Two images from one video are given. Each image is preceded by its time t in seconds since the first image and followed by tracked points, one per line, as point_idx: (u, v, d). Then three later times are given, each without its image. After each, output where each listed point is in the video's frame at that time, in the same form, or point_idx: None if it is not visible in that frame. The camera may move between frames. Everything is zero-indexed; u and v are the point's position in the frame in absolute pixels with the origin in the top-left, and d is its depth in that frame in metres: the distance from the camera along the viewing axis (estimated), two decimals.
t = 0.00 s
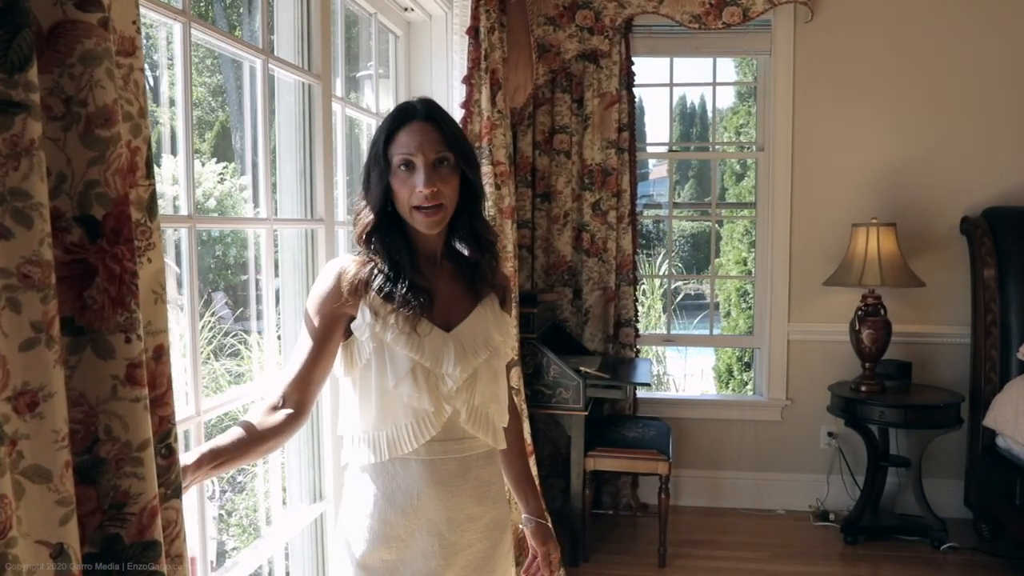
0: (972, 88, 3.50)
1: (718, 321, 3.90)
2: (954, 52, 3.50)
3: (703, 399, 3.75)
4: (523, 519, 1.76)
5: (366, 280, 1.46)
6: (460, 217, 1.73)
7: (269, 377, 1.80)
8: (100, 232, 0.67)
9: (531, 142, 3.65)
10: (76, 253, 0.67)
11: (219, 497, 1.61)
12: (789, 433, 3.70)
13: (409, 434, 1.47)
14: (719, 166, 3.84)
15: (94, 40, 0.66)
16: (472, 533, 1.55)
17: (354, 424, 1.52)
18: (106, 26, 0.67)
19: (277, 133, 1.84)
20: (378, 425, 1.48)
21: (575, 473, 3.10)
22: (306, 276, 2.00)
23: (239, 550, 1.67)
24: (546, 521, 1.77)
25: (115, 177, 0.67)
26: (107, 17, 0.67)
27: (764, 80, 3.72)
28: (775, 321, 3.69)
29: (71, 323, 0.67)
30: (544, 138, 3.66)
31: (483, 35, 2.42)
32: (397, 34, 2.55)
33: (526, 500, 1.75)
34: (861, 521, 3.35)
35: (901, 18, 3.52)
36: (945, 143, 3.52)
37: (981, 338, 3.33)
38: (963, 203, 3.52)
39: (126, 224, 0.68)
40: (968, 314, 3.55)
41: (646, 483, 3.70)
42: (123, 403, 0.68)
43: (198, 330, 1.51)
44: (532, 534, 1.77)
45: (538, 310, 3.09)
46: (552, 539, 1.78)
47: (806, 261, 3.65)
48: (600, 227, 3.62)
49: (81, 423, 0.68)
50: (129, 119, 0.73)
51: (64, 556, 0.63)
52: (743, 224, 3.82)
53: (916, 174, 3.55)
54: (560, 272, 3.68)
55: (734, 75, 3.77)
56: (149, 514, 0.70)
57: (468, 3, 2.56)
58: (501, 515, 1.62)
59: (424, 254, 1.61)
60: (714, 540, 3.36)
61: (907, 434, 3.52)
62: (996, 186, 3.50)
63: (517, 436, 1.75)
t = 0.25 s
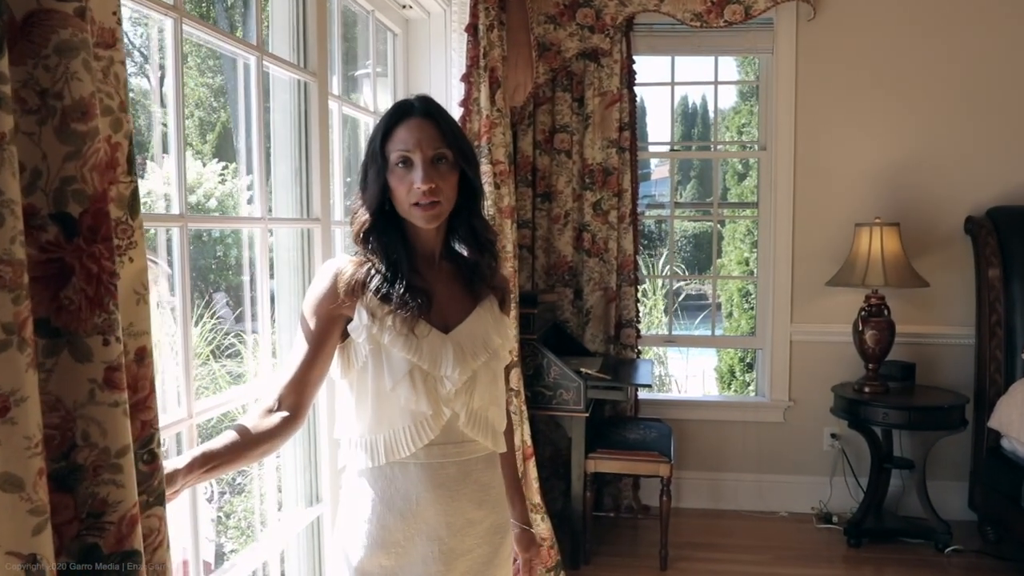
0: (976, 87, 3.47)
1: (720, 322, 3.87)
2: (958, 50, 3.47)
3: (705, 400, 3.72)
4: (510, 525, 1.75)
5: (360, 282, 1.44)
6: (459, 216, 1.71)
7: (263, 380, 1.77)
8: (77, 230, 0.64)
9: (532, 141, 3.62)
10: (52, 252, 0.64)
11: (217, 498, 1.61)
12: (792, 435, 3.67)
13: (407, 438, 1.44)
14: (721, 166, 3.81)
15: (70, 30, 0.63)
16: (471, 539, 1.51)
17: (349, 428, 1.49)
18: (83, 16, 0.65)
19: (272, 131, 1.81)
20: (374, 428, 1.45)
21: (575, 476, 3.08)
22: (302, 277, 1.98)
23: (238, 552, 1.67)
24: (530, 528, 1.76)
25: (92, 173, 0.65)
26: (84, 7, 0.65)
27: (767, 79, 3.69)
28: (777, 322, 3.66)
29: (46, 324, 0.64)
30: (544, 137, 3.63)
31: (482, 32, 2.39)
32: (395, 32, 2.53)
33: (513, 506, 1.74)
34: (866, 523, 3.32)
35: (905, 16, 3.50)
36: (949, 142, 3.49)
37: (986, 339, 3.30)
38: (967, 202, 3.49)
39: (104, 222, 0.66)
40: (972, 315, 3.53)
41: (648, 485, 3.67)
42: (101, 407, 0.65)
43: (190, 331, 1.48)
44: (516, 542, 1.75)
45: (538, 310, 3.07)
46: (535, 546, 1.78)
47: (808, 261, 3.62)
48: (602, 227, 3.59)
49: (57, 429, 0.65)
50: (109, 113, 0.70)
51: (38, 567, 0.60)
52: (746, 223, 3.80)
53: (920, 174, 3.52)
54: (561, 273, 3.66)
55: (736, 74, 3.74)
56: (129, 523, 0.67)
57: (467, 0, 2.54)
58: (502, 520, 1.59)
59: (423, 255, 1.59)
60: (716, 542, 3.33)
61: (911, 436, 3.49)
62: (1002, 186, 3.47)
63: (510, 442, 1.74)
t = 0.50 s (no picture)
0: (979, 87, 3.45)
1: (721, 323, 3.85)
2: (960, 50, 3.45)
3: (706, 402, 3.71)
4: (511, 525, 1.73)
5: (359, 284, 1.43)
6: (459, 217, 1.69)
7: (259, 383, 1.76)
8: (60, 233, 0.63)
9: (532, 142, 3.61)
10: (35, 255, 0.63)
11: (217, 500, 1.62)
12: (793, 437, 3.66)
13: (403, 441, 1.43)
14: (722, 167, 3.80)
15: (53, 30, 0.62)
16: (468, 543, 1.49)
17: (345, 431, 1.47)
18: (65, 16, 0.64)
19: (268, 132, 1.80)
20: (368, 431, 1.44)
21: (575, 478, 3.06)
22: (300, 279, 1.97)
23: (237, 554, 1.68)
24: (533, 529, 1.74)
25: (76, 175, 0.64)
26: (67, 6, 0.64)
27: (768, 79, 3.68)
28: (779, 323, 3.64)
29: (29, 329, 0.63)
30: (544, 138, 3.62)
31: (481, 33, 2.38)
32: (394, 32, 2.52)
33: (516, 507, 1.71)
34: (867, 526, 3.30)
35: (907, 16, 3.48)
36: (952, 143, 3.48)
37: (988, 341, 3.28)
38: (969, 204, 3.48)
39: (87, 225, 0.64)
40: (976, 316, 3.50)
41: (648, 488, 3.66)
42: (85, 414, 0.64)
43: (186, 334, 1.47)
44: (519, 542, 1.73)
45: (538, 312, 3.06)
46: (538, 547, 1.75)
47: (810, 262, 3.61)
48: (602, 228, 3.58)
49: (40, 435, 0.64)
50: (93, 114, 0.69)
51: None
52: (747, 224, 3.78)
53: (922, 175, 3.50)
54: (561, 274, 3.64)
55: (737, 75, 3.73)
56: (112, 531, 0.66)
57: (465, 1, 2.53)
58: (498, 524, 1.57)
59: (422, 257, 1.58)
60: (717, 545, 3.31)
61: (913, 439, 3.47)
62: (1004, 187, 3.45)
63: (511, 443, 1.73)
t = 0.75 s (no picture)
0: (979, 88, 3.44)
1: (722, 324, 3.85)
2: (960, 52, 3.44)
3: (705, 404, 3.70)
4: (526, 525, 1.69)
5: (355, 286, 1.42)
6: (456, 221, 1.69)
7: (257, 387, 1.76)
8: (47, 244, 0.63)
9: (532, 144, 3.60)
10: (21, 266, 0.63)
11: (217, 502, 1.63)
12: (793, 439, 3.65)
13: (398, 443, 1.43)
14: (723, 168, 3.79)
15: (39, 40, 0.62)
16: (463, 546, 1.49)
17: (340, 433, 1.47)
18: (52, 26, 0.63)
19: (266, 135, 1.80)
20: (361, 433, 1.44)
21: (574, 480, 3.04)
22: (297, 281, 1.97)
23: (237, 555, 1.69)
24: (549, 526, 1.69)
25: (62, 186, 0.63)
26: (54, 16, 0.63)
27: (769, 80, 3.67)
28: (779, 325, 3.63)
29: (16, 340, 0.63)
30: (544, 140, 3.62)
31: (480, 35, 2.37)
32: (392, 35, 2.51)
33: (528, 505, 1.68)
34: (867, 528, 3.29)
35: (908, 17, 3.47)
36: (952, 144, 3.47)
37: (989, 343, 3.27)
38: (970, 205, 3.47)
39: (74, 235, 0.64)
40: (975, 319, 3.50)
41: (648, 489, 3.65)
42: (72, 425, 0.64)
43: (183, 337, 1.47)
44: (534, 540, 1.69)
45: (538, 314, 3.06)
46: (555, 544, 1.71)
47: (812, 263, 3.60)
48: (602, 230, 3.57)
49: (27, 447, 0.64)
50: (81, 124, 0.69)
51: None
52: (748, 226, 3.78)
53: (923, 176, 3.49)
54: (561, 276, 3.64)
55: (738, 76, 3.72)
56: (100, 543, 0.66)
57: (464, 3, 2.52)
58: (492, 528, 1.57)
59: (419, 261, 1.57)
60: (716, 548, 3.31)
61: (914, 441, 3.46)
62: (1004, 189, 3.45)
63: (520, 441, 1.69)
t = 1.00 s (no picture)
0: (981, 90, 3.43)
1: (723, 325, 3.85)
2: (962, 53, 3.44)
3: (707, 406, 3.70)
4: (516, 532, 1.67)
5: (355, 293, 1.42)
6: (453, 226, 1.69)
7: (257, 392, 1.76)
8: (38, 256, 0.63)
9: (533, 146, 3.60)
10: (13, 278, 0.62)
11: (218, 505, 1.64)
12: (794, 441, 3.65)
13: (397, 451, 1.43)
14: (725, 169, 3.79)
15: (30, 52, 0.62)
16: (461, 551, 1.49)
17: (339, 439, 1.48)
18: (44, 37, 0.63)
19: (265, 139, 1.80)
20: (362, 441, 1.44)
21: (575, 482, 3.04)
22: (295, 283, 1.96)
23: (238, 558, 1.69)
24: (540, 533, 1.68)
25: (54, 198, 0.63)
26: (46, 27, 0.64)
27: (770, 82, 3.66)
28: (780, 327, 3.63)
29: (8, 351, 0.63)
30: (545, 142, 3.61)
31: (479, 38, 2.37)
32: (392, 38, 2.51)
33: (520, 512, 1.67)
34: (868, 531, 3.29)
35: (909, 19, 3.47)
36: (954, 146, 3.46)
37: (990, 345, 3.26)
38: (971, 207, 3.46)
39: (66, 246, 0.64)
40: (976, 321, 3.49)
41: (649, 492, 3.65)
42: (64, 436, 0.64)
43: (183, 340, 1.48)
44: (525, 547, 1.68)
45: (539, 317, 3.06)
46: (547, 552, 1.69)
47: (814, 265, 3.59)
48: (603, 232, 3.57)
49: (19, 458, 0.63)
50: (74, 134, 0.69)
51: None
52: (750, 228, 3.77)
53: (925, 178, 3.48)
54: (562, 278, 3.64)
55: (740, 77, 3.72)
56: (92, 553, 0.66)
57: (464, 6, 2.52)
58: (490, 533, 1.57)
59: (419, 266, 1.57)
60: (717, 550, 3.31)
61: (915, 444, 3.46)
62: (1005, 192, 3.44)
63: (508, 451, 1.69)
